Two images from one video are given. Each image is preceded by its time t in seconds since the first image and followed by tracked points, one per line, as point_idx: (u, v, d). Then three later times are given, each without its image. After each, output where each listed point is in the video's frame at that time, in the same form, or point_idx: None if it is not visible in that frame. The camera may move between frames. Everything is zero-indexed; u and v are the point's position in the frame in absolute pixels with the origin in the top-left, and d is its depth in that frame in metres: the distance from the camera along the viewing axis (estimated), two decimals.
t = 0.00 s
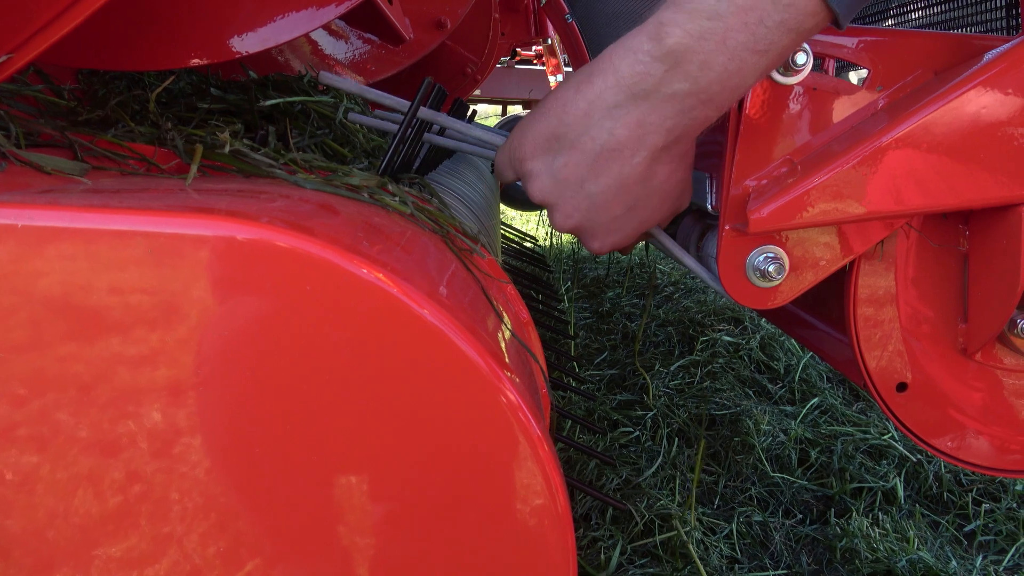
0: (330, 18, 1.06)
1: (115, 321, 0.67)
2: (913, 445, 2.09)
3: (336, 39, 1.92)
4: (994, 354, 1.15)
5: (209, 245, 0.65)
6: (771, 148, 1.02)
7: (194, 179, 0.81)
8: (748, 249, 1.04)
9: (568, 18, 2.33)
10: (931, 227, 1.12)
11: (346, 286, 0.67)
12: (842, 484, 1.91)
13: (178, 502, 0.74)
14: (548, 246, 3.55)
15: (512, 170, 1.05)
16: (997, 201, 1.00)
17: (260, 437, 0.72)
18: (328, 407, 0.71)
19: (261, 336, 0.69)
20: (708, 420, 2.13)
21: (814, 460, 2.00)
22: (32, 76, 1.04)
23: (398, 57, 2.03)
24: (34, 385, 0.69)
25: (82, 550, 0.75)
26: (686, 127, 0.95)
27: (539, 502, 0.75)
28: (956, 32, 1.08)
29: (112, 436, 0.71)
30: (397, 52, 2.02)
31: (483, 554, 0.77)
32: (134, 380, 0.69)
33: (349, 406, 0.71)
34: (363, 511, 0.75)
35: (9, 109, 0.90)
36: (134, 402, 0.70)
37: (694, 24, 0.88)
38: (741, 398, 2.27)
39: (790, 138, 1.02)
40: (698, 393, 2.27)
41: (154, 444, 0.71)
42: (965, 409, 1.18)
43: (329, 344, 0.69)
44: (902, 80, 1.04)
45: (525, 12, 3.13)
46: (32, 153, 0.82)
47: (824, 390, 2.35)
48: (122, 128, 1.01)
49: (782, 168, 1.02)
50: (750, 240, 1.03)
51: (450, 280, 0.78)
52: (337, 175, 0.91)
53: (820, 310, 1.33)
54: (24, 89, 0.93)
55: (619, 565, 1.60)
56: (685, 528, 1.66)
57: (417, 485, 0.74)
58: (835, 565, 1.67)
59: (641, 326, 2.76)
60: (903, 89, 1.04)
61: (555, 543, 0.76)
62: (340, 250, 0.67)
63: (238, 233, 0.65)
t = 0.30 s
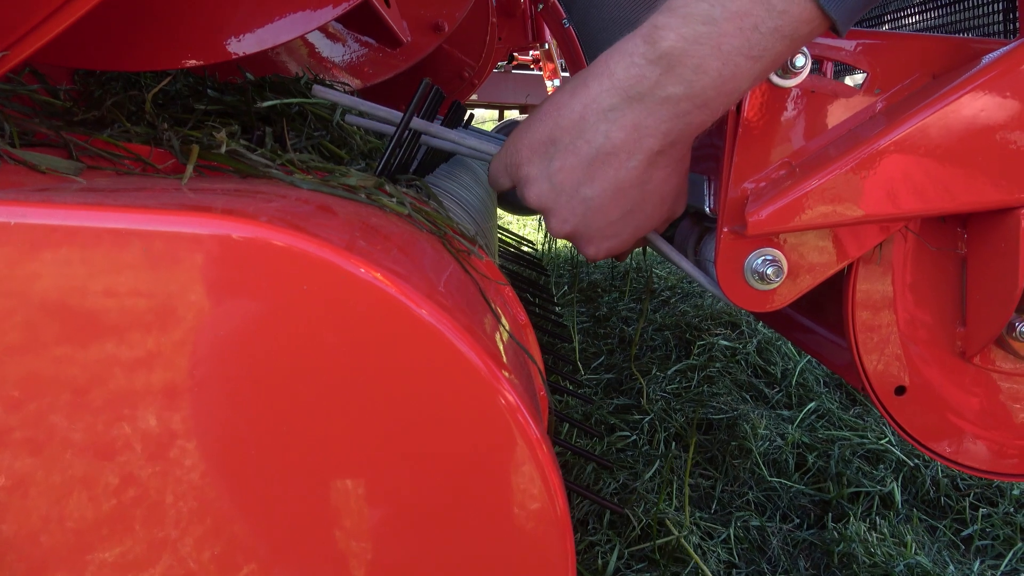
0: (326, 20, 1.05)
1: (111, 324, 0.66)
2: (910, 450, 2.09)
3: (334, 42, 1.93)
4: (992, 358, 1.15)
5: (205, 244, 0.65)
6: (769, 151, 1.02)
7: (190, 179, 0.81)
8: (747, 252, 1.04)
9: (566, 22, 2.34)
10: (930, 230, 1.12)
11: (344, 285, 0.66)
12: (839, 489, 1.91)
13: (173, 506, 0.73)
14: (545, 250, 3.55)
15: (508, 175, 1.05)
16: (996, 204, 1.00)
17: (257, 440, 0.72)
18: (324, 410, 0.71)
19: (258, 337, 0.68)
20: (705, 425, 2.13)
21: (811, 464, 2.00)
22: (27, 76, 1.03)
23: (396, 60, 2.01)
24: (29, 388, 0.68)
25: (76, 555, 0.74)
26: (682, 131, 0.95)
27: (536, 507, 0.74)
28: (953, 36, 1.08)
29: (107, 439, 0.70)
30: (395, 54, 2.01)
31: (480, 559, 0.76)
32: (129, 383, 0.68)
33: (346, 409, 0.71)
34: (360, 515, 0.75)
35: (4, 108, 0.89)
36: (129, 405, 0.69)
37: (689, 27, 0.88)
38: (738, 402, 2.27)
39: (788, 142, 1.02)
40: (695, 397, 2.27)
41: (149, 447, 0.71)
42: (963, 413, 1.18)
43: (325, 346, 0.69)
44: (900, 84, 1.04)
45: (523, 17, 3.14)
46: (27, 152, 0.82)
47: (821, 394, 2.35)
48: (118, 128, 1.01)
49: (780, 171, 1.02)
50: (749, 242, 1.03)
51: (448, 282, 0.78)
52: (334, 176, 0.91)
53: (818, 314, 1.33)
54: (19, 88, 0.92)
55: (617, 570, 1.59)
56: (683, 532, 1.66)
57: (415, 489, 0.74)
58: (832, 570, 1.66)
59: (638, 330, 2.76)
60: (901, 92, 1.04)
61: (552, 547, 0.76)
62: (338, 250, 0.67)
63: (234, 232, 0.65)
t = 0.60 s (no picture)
0: (328, 23, 1.06)
1: (112, 328, 0.66)
2: (913, 454, 2.08)
3: (334, 46, 1.93)
4: (997, 361, 1.14)
5: (206, 244, 0.64)
6: (772, 152, 1.02)
7: (192, 180, 0.80)
8: (750, 254, 1.03)
9: (567, 27, 2.34)
10: (934, 232, 1.11)
11: (347, 285, 0.66)
12: (842, 493, 1.90)
13: (174, 510, 0.73)
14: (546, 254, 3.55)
15: (511, 176, 1.05)
16: (1000, 205, 1.00)
17: (257, 445, 0.71)
18: (326, 414, 0.70)
19: (259, 340, 0.67)
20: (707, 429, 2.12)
21: (814, 469, 1.99)
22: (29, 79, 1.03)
23: (397, 65, 2.00)
24: (31, 392, 0.68)
25: (77, 559, 0.74)
26: (685, 132, 0.95)
27: (537, 512, 0.74)
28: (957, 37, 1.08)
29: (107, 444, 0.70)
30: (396, 59, 2.00)
31: (482, 564, 0.75)
32: (130, 387, 0.68)
33: (348, 414, 0.70)
34: (361, 520, 0.74)
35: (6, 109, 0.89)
36: (129, 410, 0.69)
37: (691, 27, 0.88)
38: (740, 406, 2.26)
39: (792, 143, 1.02)
40: (698, 402, 2.26)
41: (150, 452, 0.70)
42: (967, 416, 1.17)
43: (327, 348, 0.68)
44: (903, 85, 1.04)
45: (523, 22, 3.14)
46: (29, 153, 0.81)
47: (823, 399, 2.34)
48: (119, 130, 1.01)
49: (783, 172, 1.02)
50: (753, 245, 1.02)
51: (451, 283, 0.77)
52: (336, 178, 0.91)
53: (822, 317, 1.32)
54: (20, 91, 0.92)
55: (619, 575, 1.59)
56: (686, 537, 1.65)
57: (416, 494, 0.73)
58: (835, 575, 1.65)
59: (639, 335, 2.76)
60: (905, 93, 1.03)
61: (555, 553, 0.75)
62: (341, 249, 0.66)
63: (234, 232, 0.64)
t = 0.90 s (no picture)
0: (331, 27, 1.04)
1: (115, 334, 0.66)
2: (918, 457, 2.08)
3: (337, 51, 1.94)
4: (1004, 362, 1.14)
5: (210, 246, 0.64)
6: (777, 153, 1.02)
7: (196, 183, 0.80)
8: (755, 256, 1.03)
9: (568, 31, 2.34)
10: (939, 232, 1.11)
11: (352, 286, 0.65)
12: (847, 497, 1.89)
13: (177, 516, 0.72)
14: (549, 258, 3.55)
15: (515, 177, 1.05)
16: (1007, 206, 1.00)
17: (261, 450, 0.71)
18: (330, 419, 0.70)
19: (263, 344, 0.67)
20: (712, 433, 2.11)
21: (819, 473, 1.98)
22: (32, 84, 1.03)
23: (399, 70, 1.99)
24: (34, 398, 0.68)
25: (81, 565, 0.74)
26: (689, 129, 0.94)
27: (541, 517, 0.73)
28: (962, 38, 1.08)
29: (110, 449, 0.70)
30: (399, 64, 1.99)
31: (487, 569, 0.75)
32: (133, 393, 0.68)
33: (352, 418, 0.70)
34: (365, 525, 0.74)
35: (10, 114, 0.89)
36: (132, 415, 0.68)
37: (695, 24, 0.88)
38: (744, 410, 2.26)
39: (796, 144, 1.02)
40: (702, 406, 2.26)
41: (153, 458, 0.70)
42: (974, 418, 1.17)
43: (330, 352, 0.68)
44: (908, 86, 1.03)
45: (524, 27, 3.14)
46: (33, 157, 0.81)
47: (827, 402, 2.34)
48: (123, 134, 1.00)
49: (789, 174, 1.02)
50: (758, 246, 1.02)
51: (456, 285, 0.76)
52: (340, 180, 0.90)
53: (827, 319, 1.32)
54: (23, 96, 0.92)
55: None
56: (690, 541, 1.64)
57: (421, 498, 0.73)
58: None
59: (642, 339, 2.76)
60: (910, 94, 1.03)
61: (561, 558, 0.74)
62: (346, 250, 0.66)
63: (237, 233, 0.64)
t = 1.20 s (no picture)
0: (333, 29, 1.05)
1: (116, 336, 0.66)
2: (921, 461, 2.07)
3: (339, 54, 1.95)
4: (1009, 364, 1.14)
5: (214, 245, 0.64)
6: (781, 154, 1.01)
7: (199, 183, 0.80)
8: (759, 258, 1.02)
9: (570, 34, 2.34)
10: (944, 233, 1.10)
11: (356, 285, 0.65)
12: (850, 500, 1.88)
13: (178, 519, 0.72)
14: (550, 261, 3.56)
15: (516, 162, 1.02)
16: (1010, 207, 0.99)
17: (262, 452, 0.71)
18: (331, 420, 0.70)
19: (265, 345, 0.67)
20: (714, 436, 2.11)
21: (822, 476, 1.98)
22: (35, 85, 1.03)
23: (401, 73, 1.99)
24: (35, 400, 0.67)
25: (82, 568, 0.74)
26: (694, 96, 0.89)
27: (544, 519, 0.73)
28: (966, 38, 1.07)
29: (111, 452, 0.69)
30: (401, 66, 1.99)
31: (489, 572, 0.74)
32: (134, 395, 0.68)
33: (353, 420, 0.70)
34: (367, 527, 0.73)
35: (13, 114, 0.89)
36: (133, 417, 0.68)
37: None
38: (746, 413, 2.25)
39: (800, 145, 1.01)
40: (704, 409, 2.25)
41: (154, 460, 0.70)
42: (978, 420, 1.16)
43: (332, 353, 0.67)
44: (912, 86, 1.03)
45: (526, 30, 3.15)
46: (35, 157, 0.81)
47: (830, 405, 2.33)
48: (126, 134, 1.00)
49: (792, 175, 1.02)
50: (763, 247, 1.02)
51: (460, 285, 0.76)
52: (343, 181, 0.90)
53: (830, 321, 1.32)
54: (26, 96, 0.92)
55: None
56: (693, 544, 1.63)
57: (423, 500, 0.72)
58: None
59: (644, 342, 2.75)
60: (914, 95, 1.03)
61: (564, 561, 0.74)
62: (350, 249, 0.66)
63: (241, 231, 0.64)
